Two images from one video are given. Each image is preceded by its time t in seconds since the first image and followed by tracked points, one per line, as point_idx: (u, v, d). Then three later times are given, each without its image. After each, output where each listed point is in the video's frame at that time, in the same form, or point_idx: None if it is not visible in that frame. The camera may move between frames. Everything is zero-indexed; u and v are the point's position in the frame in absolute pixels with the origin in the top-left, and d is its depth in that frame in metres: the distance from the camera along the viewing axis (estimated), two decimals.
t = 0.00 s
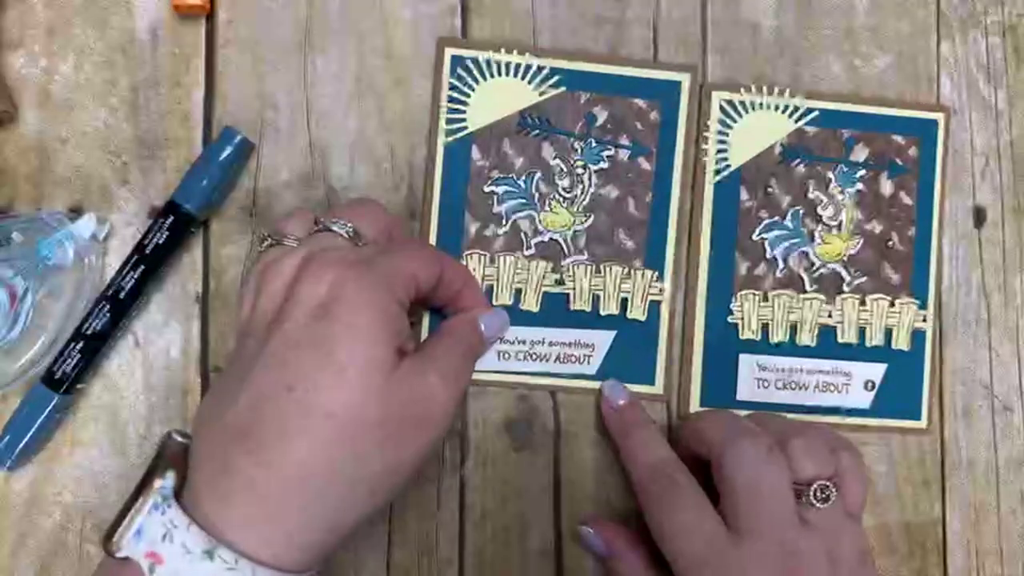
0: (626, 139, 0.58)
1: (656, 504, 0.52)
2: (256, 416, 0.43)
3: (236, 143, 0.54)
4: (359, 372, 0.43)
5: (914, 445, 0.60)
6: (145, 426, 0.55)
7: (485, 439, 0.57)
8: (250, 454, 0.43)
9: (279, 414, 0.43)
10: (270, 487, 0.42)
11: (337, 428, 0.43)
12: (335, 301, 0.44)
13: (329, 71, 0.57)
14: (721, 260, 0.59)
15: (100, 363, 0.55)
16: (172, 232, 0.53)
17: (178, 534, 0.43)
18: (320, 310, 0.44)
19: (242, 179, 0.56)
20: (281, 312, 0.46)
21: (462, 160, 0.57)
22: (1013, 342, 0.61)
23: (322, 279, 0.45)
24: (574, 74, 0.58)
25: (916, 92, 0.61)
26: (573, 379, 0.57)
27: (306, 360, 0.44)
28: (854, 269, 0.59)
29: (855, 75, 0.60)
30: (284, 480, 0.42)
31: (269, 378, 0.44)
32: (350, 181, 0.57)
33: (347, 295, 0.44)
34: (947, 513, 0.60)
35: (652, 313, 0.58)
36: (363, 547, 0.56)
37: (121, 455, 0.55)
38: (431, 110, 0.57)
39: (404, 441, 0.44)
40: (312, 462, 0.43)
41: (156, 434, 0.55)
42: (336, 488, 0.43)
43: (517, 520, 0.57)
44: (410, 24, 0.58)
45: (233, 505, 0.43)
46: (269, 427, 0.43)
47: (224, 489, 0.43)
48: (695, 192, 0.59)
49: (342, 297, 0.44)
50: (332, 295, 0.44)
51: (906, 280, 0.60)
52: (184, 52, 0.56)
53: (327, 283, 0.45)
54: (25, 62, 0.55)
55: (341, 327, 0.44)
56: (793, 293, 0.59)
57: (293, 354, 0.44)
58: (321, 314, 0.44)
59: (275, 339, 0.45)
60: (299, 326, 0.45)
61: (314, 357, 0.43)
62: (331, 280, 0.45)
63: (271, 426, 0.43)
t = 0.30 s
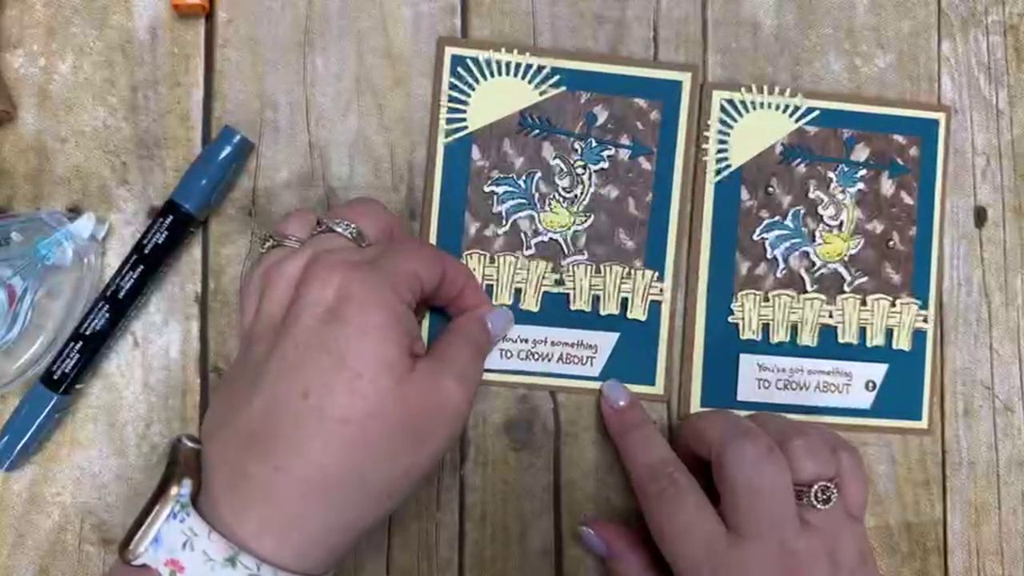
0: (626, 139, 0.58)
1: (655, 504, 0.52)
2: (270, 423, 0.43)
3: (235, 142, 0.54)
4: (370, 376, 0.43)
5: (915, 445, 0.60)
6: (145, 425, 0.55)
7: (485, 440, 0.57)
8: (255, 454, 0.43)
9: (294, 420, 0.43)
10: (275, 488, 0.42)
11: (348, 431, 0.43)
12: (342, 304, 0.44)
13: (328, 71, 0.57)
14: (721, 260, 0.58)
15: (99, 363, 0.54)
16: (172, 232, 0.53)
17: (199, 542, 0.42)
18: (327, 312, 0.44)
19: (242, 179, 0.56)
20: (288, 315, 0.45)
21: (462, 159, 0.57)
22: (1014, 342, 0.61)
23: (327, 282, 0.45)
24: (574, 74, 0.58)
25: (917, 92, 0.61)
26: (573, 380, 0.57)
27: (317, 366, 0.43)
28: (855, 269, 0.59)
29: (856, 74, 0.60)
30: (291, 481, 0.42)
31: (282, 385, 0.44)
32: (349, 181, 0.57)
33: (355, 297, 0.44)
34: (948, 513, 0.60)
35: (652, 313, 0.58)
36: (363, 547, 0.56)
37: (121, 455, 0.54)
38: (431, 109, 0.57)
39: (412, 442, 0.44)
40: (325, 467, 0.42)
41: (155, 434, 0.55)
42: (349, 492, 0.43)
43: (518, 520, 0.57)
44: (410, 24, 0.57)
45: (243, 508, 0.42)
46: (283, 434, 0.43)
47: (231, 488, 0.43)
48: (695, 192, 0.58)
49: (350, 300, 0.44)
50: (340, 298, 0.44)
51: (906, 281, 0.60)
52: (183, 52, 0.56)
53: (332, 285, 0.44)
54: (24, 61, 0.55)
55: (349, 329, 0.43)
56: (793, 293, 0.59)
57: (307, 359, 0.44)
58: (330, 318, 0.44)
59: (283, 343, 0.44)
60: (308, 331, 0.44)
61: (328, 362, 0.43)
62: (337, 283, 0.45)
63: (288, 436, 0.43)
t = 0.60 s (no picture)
0: (626, 139, 0.58)
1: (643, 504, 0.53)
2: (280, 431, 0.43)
3: (236, 142, 0.54)
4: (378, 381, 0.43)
5: (914, 445, 0.60)
6: (145, 425, 0.55)
7: (485, 440, 0.57)
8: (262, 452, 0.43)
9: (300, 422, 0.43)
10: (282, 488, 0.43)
11: (357, 438, 0.43)
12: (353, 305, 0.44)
13: (328, 71, 0.57)
14: (721, 260, 0.58)
15: (100, 363, 0.54)
16: (172, 232, 0.53)
17: (216, 552, 0.42)
18: (339, 316, 0.44)
19: (242, 179, 0.56)
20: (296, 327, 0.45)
21: (462, 160, 0.57)
22: (1014, 342, 0.61)
23: (335, 289, 0.45)
24: (574, 74, 0.58)
25: (916, 92, 0.61)
26: (573, 379, 0.57)
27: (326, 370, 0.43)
28: (854, 269, 0.59)
29: (855, 74, 0.60)
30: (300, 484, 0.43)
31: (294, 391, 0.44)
32: (349, 181, 0.57)
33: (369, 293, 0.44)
34: (948, 513, 0.60)
35: (652, 313, 0.58)
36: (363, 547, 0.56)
37: (121, 455, 0.54)
38: (431, 110, 0.57)
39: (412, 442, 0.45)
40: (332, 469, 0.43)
41: (155, 434, 0.55)
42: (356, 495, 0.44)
43: (518, 520, 0.57)
44: (410, 24, 0.57)
45: (251, 512, 0.43)
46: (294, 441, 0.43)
47: (237, 488, 0.43)
48: (695, 192, 0.58)
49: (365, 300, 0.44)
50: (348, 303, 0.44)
51: (906, 280, 0.60)
52: (183, 52, 0.56)
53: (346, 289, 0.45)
54: (25, 62, 0.55)
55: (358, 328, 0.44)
56: (793, 293, 0.59)
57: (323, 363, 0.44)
58: (341, 327, 0.44)
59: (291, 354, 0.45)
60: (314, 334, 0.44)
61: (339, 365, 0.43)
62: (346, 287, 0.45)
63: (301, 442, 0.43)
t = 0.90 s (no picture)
0: (626, 139, 0.58)
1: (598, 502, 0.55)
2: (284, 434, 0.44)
3: (235, 142, 0.54)
4: (376, 384, 0.45)
5: (915, 445, 0.60)
6: (145, 425, 0.55)
7: (485, 440, 0.57)
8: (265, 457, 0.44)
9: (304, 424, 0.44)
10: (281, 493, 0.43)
11: (354, 446, 0.44)
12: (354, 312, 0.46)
13: (328, 71, 0.57)
14: (721, 260, 0.58)
15: (100, 363, 0.54)
16: (173, 232, 0.53)
17: (212, 561, 0.42)
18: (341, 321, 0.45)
19: (242, 179, 0.56)
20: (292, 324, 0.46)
21: (462, 160, 0.57)
22: (1013, 342, 0.61)
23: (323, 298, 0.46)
24: (574, 74, 0.58)
25: (917, 92, 0.61)
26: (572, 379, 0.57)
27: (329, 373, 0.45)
28: (854, 269, 0.59)
29: (855, 74, 0.60)
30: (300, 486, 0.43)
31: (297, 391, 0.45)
32: (349, 181, 0.57)
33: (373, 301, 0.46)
34: (948, 513, 0.60)
35: (652, 313, 0.58)
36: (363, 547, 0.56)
37: (121, 455, 0.54)
38: (431, 110, 0.57)
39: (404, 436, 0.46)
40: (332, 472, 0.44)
41: (155, 434, 0.55)
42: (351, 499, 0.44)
43: (518, 520, 0.57)
44: (410, 24, 0.57)
45: (242, 517, 0.43)
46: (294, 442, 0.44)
47: (232, 490, 0.43)
48: (695, 191, 0.58)
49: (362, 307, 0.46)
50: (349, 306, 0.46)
51: (906, 280, 0.60)
52: (183, 52, 0.56)
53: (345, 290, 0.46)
54: (24, 62, 0.55)
55: (360, 333, 0.45)
56: (793, 293, 0.59)
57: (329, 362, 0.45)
58: (336, 336, 0.45)
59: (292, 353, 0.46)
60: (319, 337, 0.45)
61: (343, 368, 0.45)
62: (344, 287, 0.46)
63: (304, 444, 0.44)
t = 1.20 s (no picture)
0: (626, 139, 0.58)
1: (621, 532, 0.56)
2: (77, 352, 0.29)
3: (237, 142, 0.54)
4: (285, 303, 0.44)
5: (914, 445, 0.60)
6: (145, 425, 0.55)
7: (485, 439, 0.57)
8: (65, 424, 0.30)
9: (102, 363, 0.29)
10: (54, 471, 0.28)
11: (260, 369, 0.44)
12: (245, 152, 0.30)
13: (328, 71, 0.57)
14: (721, 260, 0.58)
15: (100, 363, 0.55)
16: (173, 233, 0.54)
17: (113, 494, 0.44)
18: (193, 182, 0.29)
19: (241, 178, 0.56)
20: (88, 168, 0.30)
21: (462, 160, 0.57)
22: (1013, 342, 0.61)
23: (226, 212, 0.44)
24: (574, 74, 0.58)
25: (916, 92, 0.61)
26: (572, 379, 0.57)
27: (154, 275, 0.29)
28: (854, 269, 0.59)
29: (855, 74, 0.60)
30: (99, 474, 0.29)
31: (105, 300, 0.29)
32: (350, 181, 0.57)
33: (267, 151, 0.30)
34: (948, 513, 0.60)
35: (652, 313, 0.58)
36: (363, 545, 0.56)
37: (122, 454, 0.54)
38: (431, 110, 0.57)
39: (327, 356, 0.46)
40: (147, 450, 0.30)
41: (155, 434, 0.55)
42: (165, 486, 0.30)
43: (518, 520, 0.57)
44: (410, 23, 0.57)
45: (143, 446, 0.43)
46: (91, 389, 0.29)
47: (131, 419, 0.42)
48: (695, 192, 0.58)
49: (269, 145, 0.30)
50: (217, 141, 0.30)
51: (906, 280, 0.60)
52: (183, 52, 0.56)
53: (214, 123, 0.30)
54: (24, 61, 0.55)
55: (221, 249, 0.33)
56: (793, 293, 0.59)
57: (178, 103, 0.30)
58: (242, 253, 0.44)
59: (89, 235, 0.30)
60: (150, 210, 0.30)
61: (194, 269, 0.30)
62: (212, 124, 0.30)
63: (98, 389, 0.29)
